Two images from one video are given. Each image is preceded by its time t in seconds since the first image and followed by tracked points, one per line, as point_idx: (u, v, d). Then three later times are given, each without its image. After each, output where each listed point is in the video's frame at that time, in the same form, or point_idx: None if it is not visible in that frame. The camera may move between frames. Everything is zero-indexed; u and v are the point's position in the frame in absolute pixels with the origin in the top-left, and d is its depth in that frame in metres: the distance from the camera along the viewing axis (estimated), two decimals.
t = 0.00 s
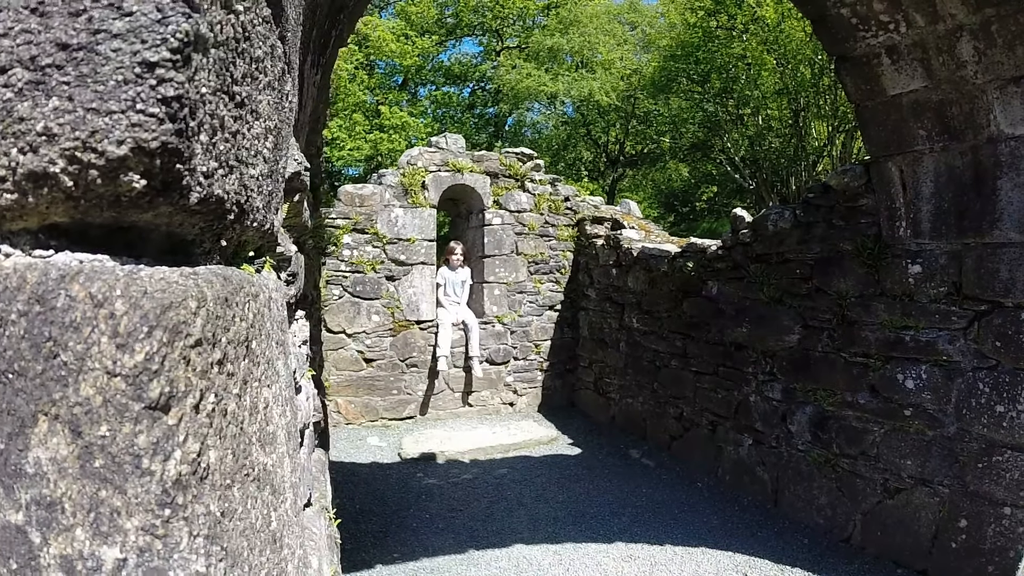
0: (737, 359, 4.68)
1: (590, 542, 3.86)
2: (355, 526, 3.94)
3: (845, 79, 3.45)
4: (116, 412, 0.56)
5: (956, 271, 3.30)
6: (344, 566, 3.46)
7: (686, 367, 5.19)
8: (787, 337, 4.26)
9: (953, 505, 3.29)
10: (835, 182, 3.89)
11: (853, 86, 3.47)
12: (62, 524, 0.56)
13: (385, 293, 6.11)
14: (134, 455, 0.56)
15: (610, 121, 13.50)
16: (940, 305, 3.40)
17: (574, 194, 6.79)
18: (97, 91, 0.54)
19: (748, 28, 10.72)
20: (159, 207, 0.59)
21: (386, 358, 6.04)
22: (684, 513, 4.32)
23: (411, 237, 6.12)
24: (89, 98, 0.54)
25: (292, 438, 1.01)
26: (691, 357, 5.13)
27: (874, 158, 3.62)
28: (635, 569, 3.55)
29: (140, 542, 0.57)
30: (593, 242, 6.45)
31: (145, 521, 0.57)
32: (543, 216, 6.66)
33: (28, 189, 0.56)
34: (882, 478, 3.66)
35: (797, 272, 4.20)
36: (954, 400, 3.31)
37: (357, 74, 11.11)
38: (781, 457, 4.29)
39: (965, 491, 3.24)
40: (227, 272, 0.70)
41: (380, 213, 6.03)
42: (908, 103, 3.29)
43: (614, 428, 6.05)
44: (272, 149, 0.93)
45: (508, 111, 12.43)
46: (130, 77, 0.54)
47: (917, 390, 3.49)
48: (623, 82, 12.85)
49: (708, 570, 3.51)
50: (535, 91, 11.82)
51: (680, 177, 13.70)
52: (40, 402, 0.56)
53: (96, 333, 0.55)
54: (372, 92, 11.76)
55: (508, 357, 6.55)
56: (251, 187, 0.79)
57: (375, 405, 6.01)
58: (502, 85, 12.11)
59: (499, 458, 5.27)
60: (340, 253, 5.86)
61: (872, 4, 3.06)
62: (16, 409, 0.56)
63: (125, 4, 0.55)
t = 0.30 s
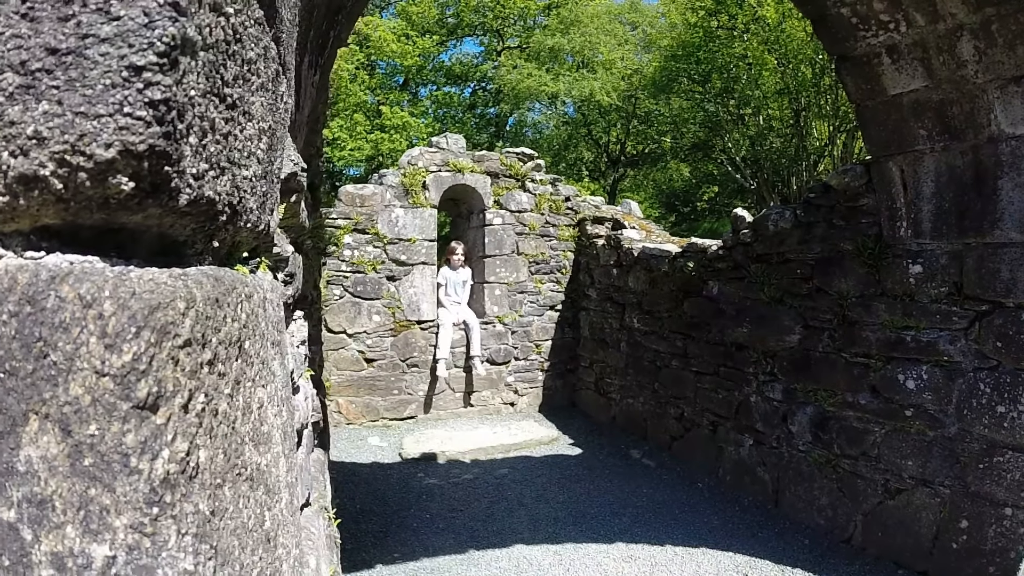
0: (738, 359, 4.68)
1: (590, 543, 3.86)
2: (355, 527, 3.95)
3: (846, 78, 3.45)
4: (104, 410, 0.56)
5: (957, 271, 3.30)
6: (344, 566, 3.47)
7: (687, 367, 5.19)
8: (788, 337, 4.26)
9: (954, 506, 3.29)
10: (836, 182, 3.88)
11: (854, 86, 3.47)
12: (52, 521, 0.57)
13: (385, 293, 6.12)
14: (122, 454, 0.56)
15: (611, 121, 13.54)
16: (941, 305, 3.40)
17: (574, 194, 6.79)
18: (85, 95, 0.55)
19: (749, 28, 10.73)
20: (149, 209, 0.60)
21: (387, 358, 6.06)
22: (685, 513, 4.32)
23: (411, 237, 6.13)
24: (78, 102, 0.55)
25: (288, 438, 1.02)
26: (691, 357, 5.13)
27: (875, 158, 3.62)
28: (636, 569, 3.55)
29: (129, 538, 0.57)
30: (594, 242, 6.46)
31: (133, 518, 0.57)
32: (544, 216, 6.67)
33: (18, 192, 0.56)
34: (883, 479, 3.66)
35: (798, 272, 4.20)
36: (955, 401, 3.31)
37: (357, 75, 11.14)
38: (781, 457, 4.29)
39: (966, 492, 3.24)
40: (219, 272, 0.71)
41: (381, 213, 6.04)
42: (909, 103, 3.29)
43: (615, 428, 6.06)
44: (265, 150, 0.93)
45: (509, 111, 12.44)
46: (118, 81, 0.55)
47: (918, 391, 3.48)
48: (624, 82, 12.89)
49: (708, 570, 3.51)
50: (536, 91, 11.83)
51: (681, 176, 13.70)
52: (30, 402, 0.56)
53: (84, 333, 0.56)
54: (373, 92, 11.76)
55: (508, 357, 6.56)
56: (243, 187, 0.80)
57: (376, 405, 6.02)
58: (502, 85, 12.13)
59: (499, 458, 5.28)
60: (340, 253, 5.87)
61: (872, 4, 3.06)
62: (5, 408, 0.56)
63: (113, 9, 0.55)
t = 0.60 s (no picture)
0: (740, 360, 4.68)
1: (591, 544, 3.86)
2: (356, 527, 3.96)
3: (848, 78, 3.45)
4: (93, 409, 0.57)
5: (959, 272, 3.29)
6: (345, 567, 3.48)
7: (688, 368, 5.20)
8: (790, 338, 4.26)
9: (956, 507, 3.28)
10: (837, 182, 3.88)
11: (856, 86, 3.47)
12: (44, 518, 0.57)
13: (387, 293, 6.13)
14: (111, 452, 0.57)
15: (613, 121, 13.73)
16: (943, 305, 3.39)
17: (576, 194, 6.80)
18: (75, 100, 0.56)
19: (751, 28, 10.74)
20: (140, 213, 0.61)
21: (389, 358, 6.07)
22: (686, 513, 4.32)
23: (413, 237, 6.14)
24: (68, 106, 0.56)
25: (286, 438, 1.02)
26: (693, 358, 5.14)
27: (877, 158, 3.61)
28: (637, 569, 3.56)
29: (118, 537, 0.58)
30: (596, 242, 6.46)
31: (122, 516, 0.57)
32: (546, 216, 6.68)
33: (11, 195, 0.58)
34: (884, 480, 3.65)
35: (799, 272, 4.20)
36: (957, 401, 3.30)
37: (360, 75, 11.17)
38: (783, 458, 4.29)
39: (969, 493, 3.23)
40: (212, 274, 0.71)
41: (383, 213, 6.05)
42: (911, 103, 3.28)
43: (617, 428, 6.06)
44: (261, 152, 0.94)
45: (512, 111, 12.46)
46: (107, 85, 0.56)
47: (920, 392, 3.48)
48: (626, 82, 12.99)
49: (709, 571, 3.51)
50: (538, 91, 11.84)
51: (683, 177, 13.71)
52: (22, 401, 0.57)
53: (75, 334, 0.57)
54: (375, 92, 11.77)
55: (511, 357, 6.57)
56: (236, 189, 0.80)
57: (378, 405, 6.03)
58: (505, 85, 12.15)
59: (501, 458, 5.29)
60: (342, 253, 5.88)
61: (873, 4, 3.06)
62: None
63: (102, 14, 0.56)
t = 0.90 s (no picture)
0: (741, 360, 4.68)
1: (593, 544, 3.86)
2: (357, 527, 3.96)
3: (850, 78, 3.45)
4: (85, 408, 0.57)
5: (961, 272, 3.29)
6: (346, 567, 3.48)
7: (690, 368, 5.20)
8: (791, 338, 4.26)
9: (958, 508, 3.28)
10: (839, 182, 3.88)
11: (857, 86, 3.46)
12: (37, 516, 0.58)
13: (389, 293, 6.14)
14: (103, 451, 0.58)
15: (616, 120, 13.56)
16: (945, 306, 3.39)
17: (578, 194, 6.81)
18: (68, 102, 0.57)
19: (753, 27, 10.63)
20: (133, 213, 0.62)
21: (391, 358, 6.08)
22: (687, 514, 4.32)
23: (415, 237, 6.15)
24: (61, 108, 0.57)
25: (284, 437, 1.03)
26: (695, 358, 5.14)
27: (879, 158, 3.60)
28: (638, 570, 3.56)
29: (110, 535, 0.58)
30: (598, 242, 6.47)
31: (114, 514, 0.58)
32: (548, 215, 6.69)
33: (6, 197, 0.58)
34: (886, 480, 3.65)
35: (801, 272, 4.20)
36: (959, 402, 3.30)
37: (362, 75, 11.19)
38: (785, 458, 4.29)
39: (971, 494, 3.22)
40: (207, 274, 0.72)
41: (384, 213, 6.07)
42: (913, 103, 3.28)
43: (618, 428, 6.07)
44: (258, 152, 0.94)
45: (514, 111, 12.49)
46: (100, 87, 0.56)
47: (922, 392, 3.47)
48: (629, 82, 13.00)
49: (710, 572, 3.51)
50: (540, 91, 11.85)
51: (685, 176, 13.76)
52: (14, 401, 0.58)
53: (67, 333, 0.58)
54: (377, 92, 11.76)
55: (512, 357, 6.58)
56: (232, 189, 0.81)
57: (379, 405, 6.05)
58: (507, 85, 12.17)
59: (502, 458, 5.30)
60: (344, 253, 5.89)
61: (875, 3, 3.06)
62: None
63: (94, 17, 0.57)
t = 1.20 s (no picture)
0: (743, 360, 4.68)
1: (594, 544, 3.87)
2: (358, 526, 3.97)
3: (852, 77, 3.44)
4: (76, 406, 0.58)
5: (963, 272, 3.28)
6: (347, 566, 3.50)
7: (692, 368, 5.20)
8: (794, 338, 4.25)
9: (960, 509, 3.28)
10: (840, 182, 3.87)
11: (860, 85, 3.46)
12: (29, 515, 0.59)
13: (391, 293, 6.15)
14: (93, 450, 0.58)
15: (618, 121, 13.72)
16: (947, 306, 3.38)
17: (580, 194, 6.83)
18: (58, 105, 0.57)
19: (755, 27, 10.64)
20: (125, 214, 0.62)
21: (393, 358, 6.10)
22: (689, 514, 4.32)
23: (417, 237, 6.16)
24: (52, 112, 0.58)
25: (280, 438, 1.04)
26: (697, 358, 5.14)
27: (881, 157, 3.59)
28: (638, 570, 3.56)
29: (101, 534, 0.59)
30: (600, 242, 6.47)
31: (104, 513, 0.59)
32: (550, 216, 6.70)
33: None
34: (888, 481, 3.65)
35: (803, 272, 4.19)
36: (961, 403, 3.29)
37: (364, 75, 11.21)
38: (787, 459, 4.28)
39: (972, 495, 3.22)
40: (199, 274, 0.73)
41: (386, 213, 6.08)
42: (916, 102, 3.27)
43: (620, 429, 6.07)
44: (254, 152, 0.95)
45: (516, 111, 12.52)
46: (91, 90, 0.57)
47: (924, 393, 3.47)
48: (631, 82, 13.00)
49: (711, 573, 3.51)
50: (542, 91, 11.86)
51: (688, 176, 13.78)
52: (7, 401, 0.59)
53: (57, 334, 0.59)
54: (379, 92, 11.78)
55: (514, 357, 6.59)
56: (227, 190, 0.82)
57: (381, 404, 6.06)
58: (509, 86, 12.19)
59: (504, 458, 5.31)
60: (346, 253, 5.91)
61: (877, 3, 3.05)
62: None
63: (84, 20, 0.57)
